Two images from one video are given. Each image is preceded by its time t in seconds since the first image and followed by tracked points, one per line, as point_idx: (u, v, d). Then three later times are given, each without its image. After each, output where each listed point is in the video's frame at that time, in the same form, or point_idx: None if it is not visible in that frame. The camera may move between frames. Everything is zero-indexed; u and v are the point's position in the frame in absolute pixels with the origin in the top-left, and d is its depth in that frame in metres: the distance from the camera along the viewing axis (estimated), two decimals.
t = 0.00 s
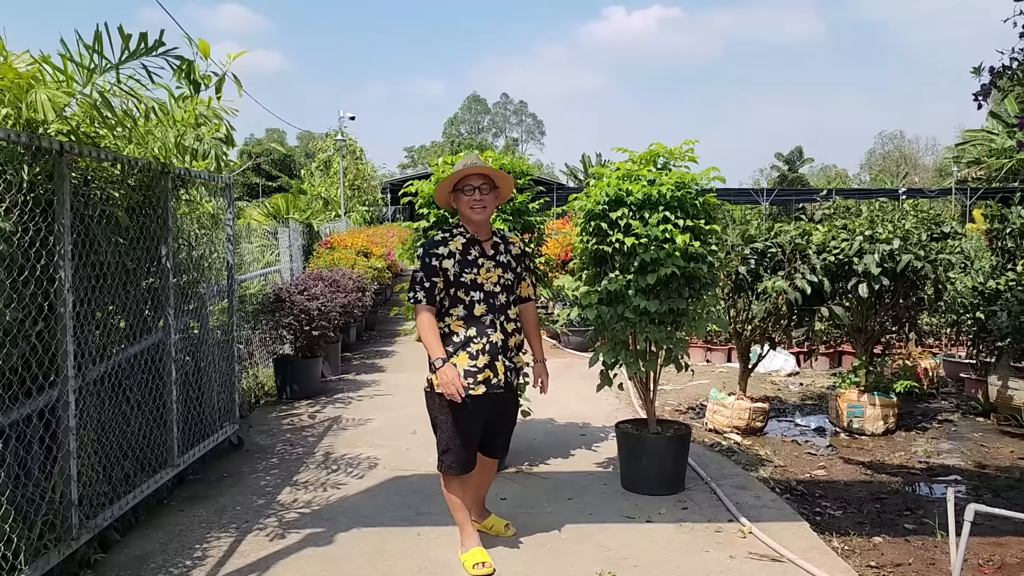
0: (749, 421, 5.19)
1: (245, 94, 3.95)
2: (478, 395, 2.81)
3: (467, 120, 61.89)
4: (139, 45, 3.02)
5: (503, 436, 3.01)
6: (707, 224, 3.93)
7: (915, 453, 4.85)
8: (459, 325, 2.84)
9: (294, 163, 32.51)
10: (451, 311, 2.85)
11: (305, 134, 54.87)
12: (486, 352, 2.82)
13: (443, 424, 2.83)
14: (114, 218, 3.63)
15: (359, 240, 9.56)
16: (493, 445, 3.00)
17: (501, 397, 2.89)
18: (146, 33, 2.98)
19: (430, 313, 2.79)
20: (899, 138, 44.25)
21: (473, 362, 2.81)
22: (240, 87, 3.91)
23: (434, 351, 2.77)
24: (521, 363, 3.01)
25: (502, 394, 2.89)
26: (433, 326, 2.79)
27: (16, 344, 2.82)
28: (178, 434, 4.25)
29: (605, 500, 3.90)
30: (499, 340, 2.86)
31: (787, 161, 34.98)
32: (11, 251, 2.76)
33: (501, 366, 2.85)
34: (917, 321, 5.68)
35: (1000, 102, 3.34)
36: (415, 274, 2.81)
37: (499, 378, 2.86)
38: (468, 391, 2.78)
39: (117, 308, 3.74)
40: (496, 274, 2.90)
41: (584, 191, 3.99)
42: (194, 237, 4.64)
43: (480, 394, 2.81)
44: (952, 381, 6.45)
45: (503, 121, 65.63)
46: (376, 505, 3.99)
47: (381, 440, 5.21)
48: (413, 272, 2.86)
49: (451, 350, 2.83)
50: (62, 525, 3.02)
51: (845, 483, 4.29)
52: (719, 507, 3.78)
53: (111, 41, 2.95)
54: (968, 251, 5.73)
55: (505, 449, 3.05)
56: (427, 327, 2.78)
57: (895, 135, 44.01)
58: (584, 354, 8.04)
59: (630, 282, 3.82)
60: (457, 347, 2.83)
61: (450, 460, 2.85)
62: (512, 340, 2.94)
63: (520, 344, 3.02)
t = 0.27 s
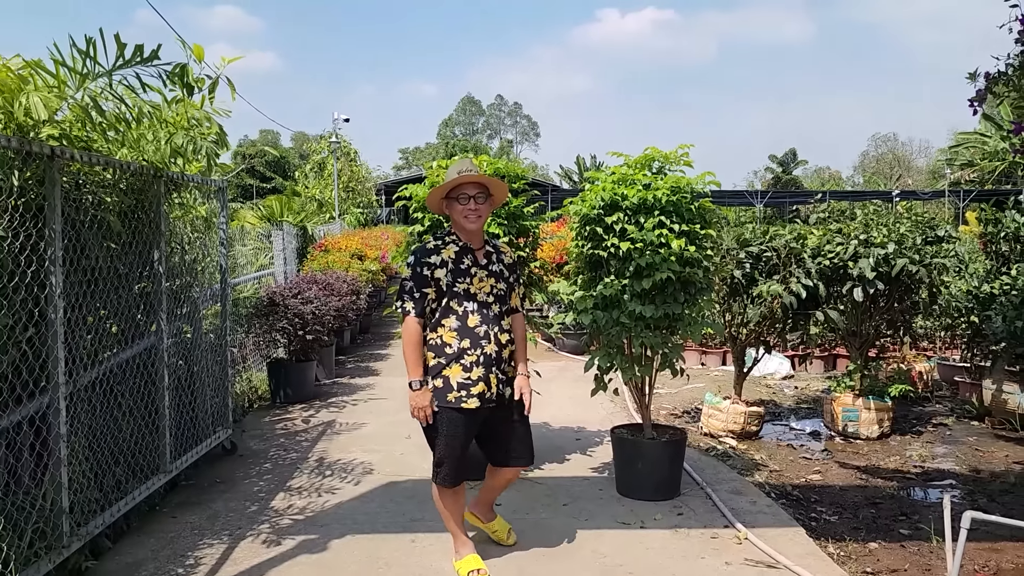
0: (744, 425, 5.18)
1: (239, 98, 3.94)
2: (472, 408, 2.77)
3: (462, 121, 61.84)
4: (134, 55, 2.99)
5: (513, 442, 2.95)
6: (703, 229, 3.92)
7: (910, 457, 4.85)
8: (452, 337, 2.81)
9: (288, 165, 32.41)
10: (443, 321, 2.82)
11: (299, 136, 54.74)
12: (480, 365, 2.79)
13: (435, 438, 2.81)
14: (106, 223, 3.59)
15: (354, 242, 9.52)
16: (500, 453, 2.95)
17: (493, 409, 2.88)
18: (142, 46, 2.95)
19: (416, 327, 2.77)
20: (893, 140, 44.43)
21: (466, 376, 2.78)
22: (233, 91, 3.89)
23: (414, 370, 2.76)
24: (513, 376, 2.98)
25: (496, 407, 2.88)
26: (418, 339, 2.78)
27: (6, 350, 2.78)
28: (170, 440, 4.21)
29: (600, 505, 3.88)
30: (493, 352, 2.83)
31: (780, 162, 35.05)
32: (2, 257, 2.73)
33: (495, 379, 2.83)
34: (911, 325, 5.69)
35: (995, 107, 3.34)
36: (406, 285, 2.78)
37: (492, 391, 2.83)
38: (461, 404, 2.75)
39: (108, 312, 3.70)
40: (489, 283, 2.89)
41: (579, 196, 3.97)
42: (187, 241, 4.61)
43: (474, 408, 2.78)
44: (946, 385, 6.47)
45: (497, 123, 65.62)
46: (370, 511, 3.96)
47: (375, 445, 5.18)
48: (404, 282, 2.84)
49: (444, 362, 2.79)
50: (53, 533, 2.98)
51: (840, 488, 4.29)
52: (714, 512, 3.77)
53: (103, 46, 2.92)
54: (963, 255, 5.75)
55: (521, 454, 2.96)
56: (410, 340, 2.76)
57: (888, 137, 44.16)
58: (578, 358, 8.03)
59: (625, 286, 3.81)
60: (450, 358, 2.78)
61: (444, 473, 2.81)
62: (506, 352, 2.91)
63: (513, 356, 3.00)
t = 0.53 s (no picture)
0: (738, 428, 5.17)
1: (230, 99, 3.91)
2: (461, 418, 2.75)
3: (456, 123, 61.79)
4: (124, 56, 2.96)
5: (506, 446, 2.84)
6: (697, 231, 3.90)
7: (904, 460, 4.85)
8: (442, 344, 2.77)
9: (281, 166, 32.31)
10: (434, 328, 2.79)
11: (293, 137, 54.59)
12: (470, 374, 2.76)
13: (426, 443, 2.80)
14: (96, 226, 3.56)
15: (347, 244, 9.48)
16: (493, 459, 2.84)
17: (484, 418, 2.84)
18: (131, 46, 2.92)
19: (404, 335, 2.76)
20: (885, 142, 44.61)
21: (456, 385, 2.75)
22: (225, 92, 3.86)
23: (389, 375, 2.79)
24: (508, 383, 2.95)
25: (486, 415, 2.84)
26: (404, 345, 2.77)
27: None
28: (161, 444, 4.18)
29: (594, 509, 3.87)
30: (484, 361, 2.78)
31: (774, 164, 35.15)
32: None
33: (486, 388, 2.79)
34: (905, 327, 5.70)
35: (990, 110, 3.34)
36: (396, 292, 2.76)
37: (484, 401, 2.80)
38: (450, 414, 2.73)
39: (99, 315, 3.67)
40: (482, 289, 2.84)
41: (573, 198, 3.96)
42: (179, 243, 4.57)
43: (464, 417, 2.75)
44: (939, 387, 6.48)
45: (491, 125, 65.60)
46: (363, 515, 3.93)
47: (368, 449, 5.15)
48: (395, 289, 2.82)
49: (434, 370, 2.77)
50: (42, 540, 2.95)
51: (834, 491, 4.28)
52: (709, 516, 3.76)
53: (93, 47, 2.89)
54: (956, 257, 5.76)
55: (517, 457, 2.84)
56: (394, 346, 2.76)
57: (881, 139, 44.33)
58: (573, 360, 8.01)
59: (619, 289, 3.79)
60: (440, 367, 2.76)
61: (437, 478, 2.80)
62: (499, 360, 2.86)
63: (507, 363, 2.94)
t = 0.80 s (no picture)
0: (733, 430, 5.16)
1: (221, 101, 3.89)
2: (451, 427, 2.66)
3: (450, 124, 61.75)
4: (114, 59, 2.94)
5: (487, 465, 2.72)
6: (692, 233, 3.90)
7: (899, 461, 4.85)
8: (434, 350, 2.70)
9: (275, 167, 32.21)
10: (427, 334, 2.72)
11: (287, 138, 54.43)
12: (460, 382, 2.67)
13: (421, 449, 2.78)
14: (86, 228, 3.53)
15: (340, 246, 9.45)
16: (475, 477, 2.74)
17: (479, 428, 2.72)
18: (121, 49, 2.90)
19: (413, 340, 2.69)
20: (878, 143, 44.79)
21: (447, 394, 2.67)
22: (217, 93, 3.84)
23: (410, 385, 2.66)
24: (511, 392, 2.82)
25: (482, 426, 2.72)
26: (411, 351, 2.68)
27: None
28: (153, 448, 4.14)
29: (589, 512, 3.85)
30: (475, 369, 2.68)
31: (767, 165, 35.24)
32: None
33: (478, 398, 2.68)
34: (899, 329, 5.70)
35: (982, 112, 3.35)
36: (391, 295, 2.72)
37: (477, 411, 2.69)
38: (440, 422, 2.66)
39: (90, 318, 3.63)
40: (478, 295, 2.72)
41: (567, 200, 3.94)
42: (171, 245, 4.54)
43: (454, 427, 2.67)
44: (933, 388, 6.49)
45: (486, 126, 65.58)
46: (357, 519, 3.91)
47: (362, 452, 5.12)
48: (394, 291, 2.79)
49: (427, 376, 2.71)
50: (32, 545, 2.92)
51: (829, 493, 4.28)
52: (704, 519, 3.74)
53: (82, 49, 2.86)
54: (949, 259, 5.78)
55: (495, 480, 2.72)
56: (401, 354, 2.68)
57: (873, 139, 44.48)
58: (567, 362, 8.00)
59: (614, 292, 3.78)
60: (432, 373, 2.69)
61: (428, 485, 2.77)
62: (495, 368, 2.72)
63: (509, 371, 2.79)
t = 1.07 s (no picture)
0: (728, 431, 5.17)
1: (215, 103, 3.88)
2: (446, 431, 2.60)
3: (446, 126, 61.74)
4: (105, 61, 2.93)
5: (487, 476, 2.66)
6: (687, 235, 3.90)
7: (894, 462, 4.86)
8: (432, 352, 2.65)
9: (270, 170, 32.15)
10: (427, 335, 2.67)
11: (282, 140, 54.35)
12: (455, 386, 2.59)
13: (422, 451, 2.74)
14: (79, 231, 3.51)
15: (336, 248, 9.42)
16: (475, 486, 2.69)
17: (477, 436, 2.64)
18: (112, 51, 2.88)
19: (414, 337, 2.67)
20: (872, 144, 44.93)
21: (443, 397, 2.61)
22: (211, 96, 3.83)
23: (410, 382, 2.63)
24: (516, 400, 2.68)
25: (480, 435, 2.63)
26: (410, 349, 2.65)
27: None
28: (147, 451, 4.12)
29: (585, 514, 3.85)
30: (469, 373, 2.58)
31: (762, 166, 35.31)
32: None
33: (473, 404, 2.59)
34: (893, 330, 5.71)
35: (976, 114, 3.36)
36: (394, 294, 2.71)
37: (472, 416, 2.60)
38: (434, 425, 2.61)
39: (83, 321, 3.62)
40: (478, 296, 2.61)
41: (563, 202, 3.94)
42: (165, 248, 4.52)
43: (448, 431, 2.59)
44: (928, 389, 6.51)
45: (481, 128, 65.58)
46: (353, 522, 3.90)
47: (357, 454, 5.11)
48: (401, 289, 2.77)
49: (426, 377, 2.67)
50: (25, 550, 2.90)
51: (825, 494, 4.28)
52: (700, 521, 3.74)
53: (73, 52, 2.85)
54: (943, 260, 5.79)
55: (494, 491, 2.66)
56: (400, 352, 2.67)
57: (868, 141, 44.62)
58: (563, 363, 8.00)
59: (609, 294, 3.78)
60: (430, 375, 2.64)
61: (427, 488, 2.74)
62: (492, 373, 2.60)
63: (513, 377, 2.67)
